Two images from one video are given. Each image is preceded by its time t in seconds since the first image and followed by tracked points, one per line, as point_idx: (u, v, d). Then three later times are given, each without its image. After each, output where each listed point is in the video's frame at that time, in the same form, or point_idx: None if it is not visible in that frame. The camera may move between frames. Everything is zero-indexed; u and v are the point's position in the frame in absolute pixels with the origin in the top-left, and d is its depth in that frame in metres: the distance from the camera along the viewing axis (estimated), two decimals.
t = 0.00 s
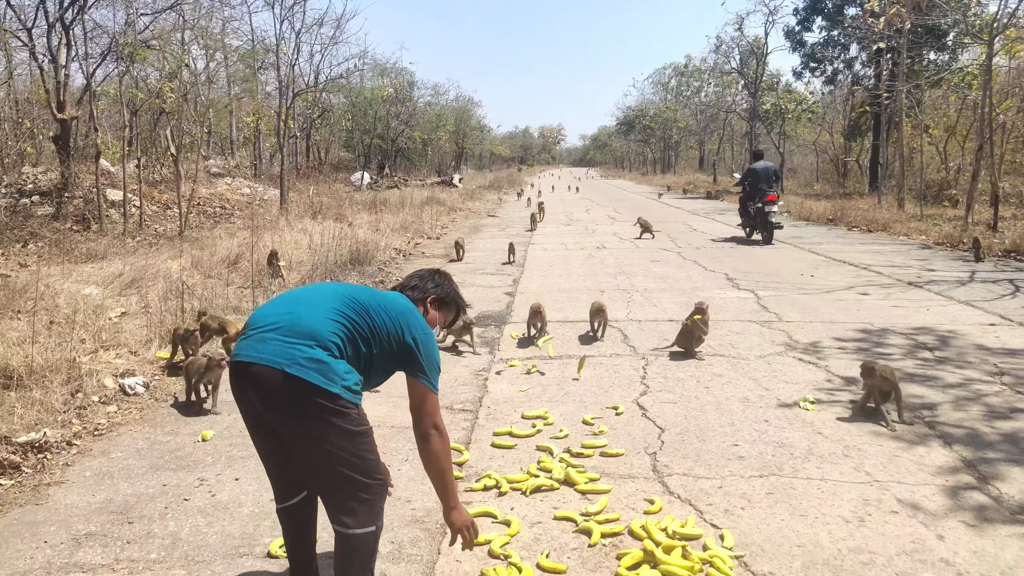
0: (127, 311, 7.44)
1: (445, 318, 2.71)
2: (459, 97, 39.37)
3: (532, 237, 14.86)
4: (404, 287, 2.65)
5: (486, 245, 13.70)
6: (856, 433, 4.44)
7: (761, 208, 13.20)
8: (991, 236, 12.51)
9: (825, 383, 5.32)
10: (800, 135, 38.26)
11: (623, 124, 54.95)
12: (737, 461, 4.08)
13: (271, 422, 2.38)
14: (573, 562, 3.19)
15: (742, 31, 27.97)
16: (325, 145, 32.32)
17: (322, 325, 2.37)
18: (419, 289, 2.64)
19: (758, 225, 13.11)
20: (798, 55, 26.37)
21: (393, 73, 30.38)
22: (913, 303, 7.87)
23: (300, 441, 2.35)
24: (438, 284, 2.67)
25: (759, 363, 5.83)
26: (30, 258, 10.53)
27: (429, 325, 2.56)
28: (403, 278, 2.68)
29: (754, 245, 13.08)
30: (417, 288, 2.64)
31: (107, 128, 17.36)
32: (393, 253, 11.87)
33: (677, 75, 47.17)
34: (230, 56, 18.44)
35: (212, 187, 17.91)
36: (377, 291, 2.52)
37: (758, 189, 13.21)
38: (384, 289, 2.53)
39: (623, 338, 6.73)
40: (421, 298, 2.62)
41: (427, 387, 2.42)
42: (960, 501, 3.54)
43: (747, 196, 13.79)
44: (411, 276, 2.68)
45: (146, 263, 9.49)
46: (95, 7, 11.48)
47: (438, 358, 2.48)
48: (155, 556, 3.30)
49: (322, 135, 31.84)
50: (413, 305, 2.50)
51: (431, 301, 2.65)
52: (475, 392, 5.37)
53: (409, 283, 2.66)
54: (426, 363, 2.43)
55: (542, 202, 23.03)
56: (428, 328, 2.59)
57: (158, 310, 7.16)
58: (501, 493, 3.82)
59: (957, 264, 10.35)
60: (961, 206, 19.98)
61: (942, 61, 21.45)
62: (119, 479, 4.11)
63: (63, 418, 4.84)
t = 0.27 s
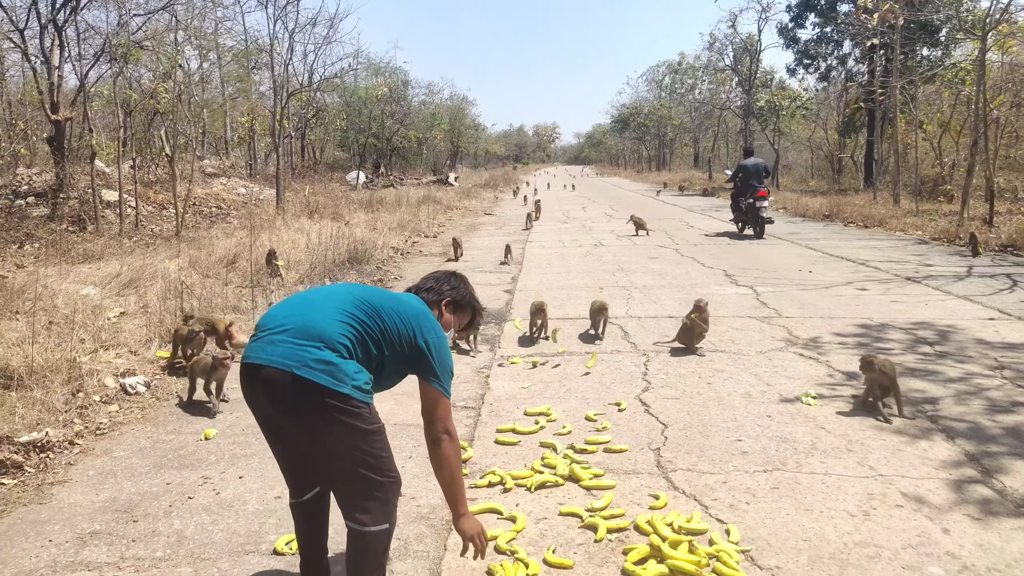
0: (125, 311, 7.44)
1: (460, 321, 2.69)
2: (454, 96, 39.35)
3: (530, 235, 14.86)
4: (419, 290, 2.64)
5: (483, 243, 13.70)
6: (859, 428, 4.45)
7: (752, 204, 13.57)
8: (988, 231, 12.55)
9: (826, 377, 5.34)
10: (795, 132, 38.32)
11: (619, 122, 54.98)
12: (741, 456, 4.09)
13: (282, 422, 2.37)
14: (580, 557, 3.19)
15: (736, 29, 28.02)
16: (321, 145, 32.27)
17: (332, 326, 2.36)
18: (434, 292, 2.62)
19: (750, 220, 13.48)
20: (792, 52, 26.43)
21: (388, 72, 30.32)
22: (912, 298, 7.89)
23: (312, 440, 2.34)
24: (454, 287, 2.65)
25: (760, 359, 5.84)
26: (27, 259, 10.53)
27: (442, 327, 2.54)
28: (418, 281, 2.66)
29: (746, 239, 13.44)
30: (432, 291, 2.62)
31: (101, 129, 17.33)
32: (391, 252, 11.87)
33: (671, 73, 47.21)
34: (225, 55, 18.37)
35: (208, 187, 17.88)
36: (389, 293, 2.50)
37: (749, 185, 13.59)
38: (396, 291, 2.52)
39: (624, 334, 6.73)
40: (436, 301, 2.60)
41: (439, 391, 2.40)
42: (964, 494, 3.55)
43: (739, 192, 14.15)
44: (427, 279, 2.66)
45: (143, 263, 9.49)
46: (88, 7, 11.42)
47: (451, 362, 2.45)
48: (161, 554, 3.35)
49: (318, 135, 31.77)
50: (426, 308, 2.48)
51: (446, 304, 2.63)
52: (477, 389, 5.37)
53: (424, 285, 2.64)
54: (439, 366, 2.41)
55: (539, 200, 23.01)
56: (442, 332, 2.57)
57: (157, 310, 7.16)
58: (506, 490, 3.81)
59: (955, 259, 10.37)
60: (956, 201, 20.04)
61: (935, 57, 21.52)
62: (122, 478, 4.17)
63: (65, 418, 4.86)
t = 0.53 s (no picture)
0: (127, 304, 7.44)
1: (477, 319, 2.66)
2: (452, 89, 39.20)
3: (530, 227, 14.83)
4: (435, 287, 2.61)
5: (484, 236, 13.68)
6: (864, 419, 4.46)
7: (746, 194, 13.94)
8: (989, 222, 12.53)
9: (830, 369, 5.34)
10: (795, 124, 38.23)
11: (618, 114, 54.84)
12: (746, 448, 4.09)
13: (296, 417, 2.39)
14: (588, 549, 3.19)
15: (735, 20, 27.92)
16: (319, 138, 32.16)
17: (342, 323, 2.36)
18: (450, 289, 2.59)
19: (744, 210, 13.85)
20: (792, 43, 26.32)
21: (386, 64, 30.17)
22: (914, 290, 7.89)
23: (326, 436, 2.36)
24: (471, 285, 2.62)
25: (762, 351, 5.85)
26: (27, 253, 10.52)
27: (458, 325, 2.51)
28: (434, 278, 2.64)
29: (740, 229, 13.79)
30: (449, 288, 2.59)
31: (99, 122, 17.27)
32: (391, 245, 11.85)
33: (670, 64, 47.05)
34: (222, 48, 18.26)
35: (206, 180, 17.82)
36: (402, 290, 2.49)
37: (744, 176, 13.95)
38: (410, 288, 2.50)
39: (626, 327, 6.73)
40: (452, 299, 2.58)
41: (453, 389, 2.37)
42: (970, 486, 3.56)
43: (734, 183, 14.47)
44: (443, 276, 2.63)
45: (143, 257, 9.47)
46: None
47: (466, 360, 2.43)
48: (168, 547, 3.38)
49: (316, 127, 31.65)
50: (440, 306, 2.45)
51: (462, 302, 2.60)
52: (481, 382, 5.37)
53: (440, 283, 2.62)
54: (453, 366, 2.38)
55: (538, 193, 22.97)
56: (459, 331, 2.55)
57: (159, 303, 7.17)
58: (512, 482, 3.81)
59: (957, 250, 10.36)
60: (956, 192, 20.02)
61: (935, 48, 21.45)
62: (128, 472, 4.18)
63: (69, 411, 4.85)
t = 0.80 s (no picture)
0: (135, 292, 7.49)
1: (497, 317, 2.67)
2: (458, 80, 39.13)
3: (536, 219, 14.82)
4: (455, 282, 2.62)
5: (490, 227, 13.68)
6: (873, 413, 4.45)
7: (748, 186, 14.25)
8: (998, 218, 12.46)
9: (838, 363, 5.34)
10: (802, 117, 38.03)
11: (624, 106, 54.65)
12: (755, 440, 4.10)
13: (315, 409, 2.44)
14: (597, 538, 3.20)
15: (743, 12, 27.75)
16: (325, 128, 32.15)
17: (358, 320, 2.38)
18: (471, 287, 2.60)
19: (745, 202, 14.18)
20: (800, 36, 26.16)
21: (392, 54, 30.11)
22: (923, 284, 7.86)
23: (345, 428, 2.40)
24: (492, 283, 2.63)
25: (770, 344, 5.84)
26: (36, 241, 10.57)
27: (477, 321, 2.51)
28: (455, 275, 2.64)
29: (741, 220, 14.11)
30: (469, 285, 2.60)
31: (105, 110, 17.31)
32: (397, 235, 11.86)
33: (677, 57, 46.83)
34: (229, 38, 18.26)
35: (213, 169, 17.84)
36: (420, 287, 2.50)
37: (747, 168, 14.25)
38: (428, 286, 2.52)
39: (634, 319, 6.73)
40: (473, 297, 2.58)
41: (473, 385, 2.38)
42: (979, 479, 3.56)
43: (736, 176, 14.72)
44: (464, 274, 2.63)
45: (151, 245, 9.51)
46: None
47: (485, 357, 2.43)
48: (180, 531, 3.41)
49: (322, 117, 31.65)
50: (459, 303, 2.46)
51: (483, 299, 2.60)
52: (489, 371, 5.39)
53: (461, 280, 2.62)
54: (473, 362, 2.38)
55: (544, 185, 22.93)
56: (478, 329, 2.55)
57: (167, 291, 7.21)
58: (521, 471, 3.83)
59: (965, 246, 10.31)
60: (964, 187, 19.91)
61: (945, 42, 21.29)
62: (139, 456, 4.21)
63: (79, 396, 4.89)
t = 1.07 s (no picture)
0: (146, 280, 7.54)
1: (519, 318, 2.66)
2: (467, 72, 39.02)
3: (545, 212, 14.79)
4: (478, 283, 2.62)
5: (498, 220, 13.67)
6: (885, 410, 4.44)
7: (753, 181, 14.53)
8: (1010, 216, 12.37)
9: (849, 359, 5.32)
10: (812, 113, 37.79)
11: (632, 100, 54.43)
12: (766, 435, 4.09)
13: (332, 403, 2.46)
14: (609, 530, 3.21)
15: (754, 6, 27.56)
16: (333, 119, 32.17)
17: (375, 317, 2.38)
18: (494, 288, 2.60)
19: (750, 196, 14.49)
20: (811, 30, 25.94)
21: (401, 46, 30.06)
22: (934, 282, 7.82)
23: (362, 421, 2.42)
24: (515, 285, 2.63)
25: (781, 339, 5.83)
26: (47, 229, 10.65)
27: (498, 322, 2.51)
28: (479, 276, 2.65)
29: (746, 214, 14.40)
30: (492, 286, 2.60)
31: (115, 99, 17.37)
32: (406, 227, 11.88)
33: (687, 51, 46.56)
34: (239, 28, 18.25)
35: (222, 159, 17.89)
36: (440, 286, 2.50)
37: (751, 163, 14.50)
38: (448, 285, 2.51)
39: (644, 313, 6.73)
40: (496, 298, 2.58)
41: (494, 385, 2.38)
42: (991, 478, 3.55)
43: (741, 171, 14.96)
44: (488, 275, 2.64)
45: (162, 234, 9.56)
46: None
47: (506, 357, 2.42)
48: (194, 518, 3.44)
49: (330, 108, 31.67)
50: (480, 303, 2.46)
51: (505, 301, 2.61)
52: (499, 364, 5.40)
53: (484, 282, 2.62)
54: (493, 362, 2.38)
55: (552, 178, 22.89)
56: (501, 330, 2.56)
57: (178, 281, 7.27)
58: (532, 463, 3.84)
59: (976, 244, 10.25)
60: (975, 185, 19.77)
61: (957, 38, 21.09)
62: (152, 443, 4.25)
63: (92, 383, 4.93)
